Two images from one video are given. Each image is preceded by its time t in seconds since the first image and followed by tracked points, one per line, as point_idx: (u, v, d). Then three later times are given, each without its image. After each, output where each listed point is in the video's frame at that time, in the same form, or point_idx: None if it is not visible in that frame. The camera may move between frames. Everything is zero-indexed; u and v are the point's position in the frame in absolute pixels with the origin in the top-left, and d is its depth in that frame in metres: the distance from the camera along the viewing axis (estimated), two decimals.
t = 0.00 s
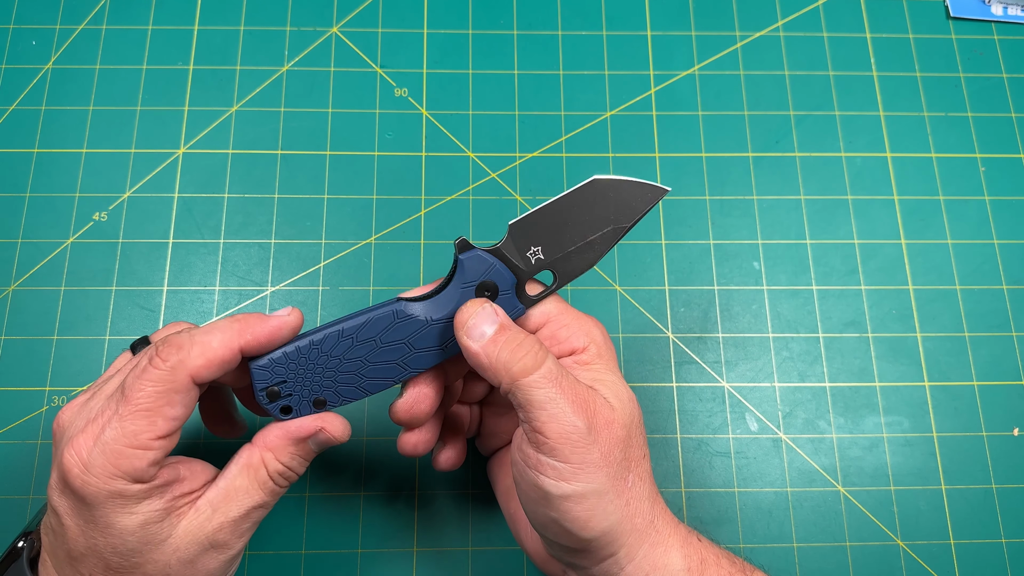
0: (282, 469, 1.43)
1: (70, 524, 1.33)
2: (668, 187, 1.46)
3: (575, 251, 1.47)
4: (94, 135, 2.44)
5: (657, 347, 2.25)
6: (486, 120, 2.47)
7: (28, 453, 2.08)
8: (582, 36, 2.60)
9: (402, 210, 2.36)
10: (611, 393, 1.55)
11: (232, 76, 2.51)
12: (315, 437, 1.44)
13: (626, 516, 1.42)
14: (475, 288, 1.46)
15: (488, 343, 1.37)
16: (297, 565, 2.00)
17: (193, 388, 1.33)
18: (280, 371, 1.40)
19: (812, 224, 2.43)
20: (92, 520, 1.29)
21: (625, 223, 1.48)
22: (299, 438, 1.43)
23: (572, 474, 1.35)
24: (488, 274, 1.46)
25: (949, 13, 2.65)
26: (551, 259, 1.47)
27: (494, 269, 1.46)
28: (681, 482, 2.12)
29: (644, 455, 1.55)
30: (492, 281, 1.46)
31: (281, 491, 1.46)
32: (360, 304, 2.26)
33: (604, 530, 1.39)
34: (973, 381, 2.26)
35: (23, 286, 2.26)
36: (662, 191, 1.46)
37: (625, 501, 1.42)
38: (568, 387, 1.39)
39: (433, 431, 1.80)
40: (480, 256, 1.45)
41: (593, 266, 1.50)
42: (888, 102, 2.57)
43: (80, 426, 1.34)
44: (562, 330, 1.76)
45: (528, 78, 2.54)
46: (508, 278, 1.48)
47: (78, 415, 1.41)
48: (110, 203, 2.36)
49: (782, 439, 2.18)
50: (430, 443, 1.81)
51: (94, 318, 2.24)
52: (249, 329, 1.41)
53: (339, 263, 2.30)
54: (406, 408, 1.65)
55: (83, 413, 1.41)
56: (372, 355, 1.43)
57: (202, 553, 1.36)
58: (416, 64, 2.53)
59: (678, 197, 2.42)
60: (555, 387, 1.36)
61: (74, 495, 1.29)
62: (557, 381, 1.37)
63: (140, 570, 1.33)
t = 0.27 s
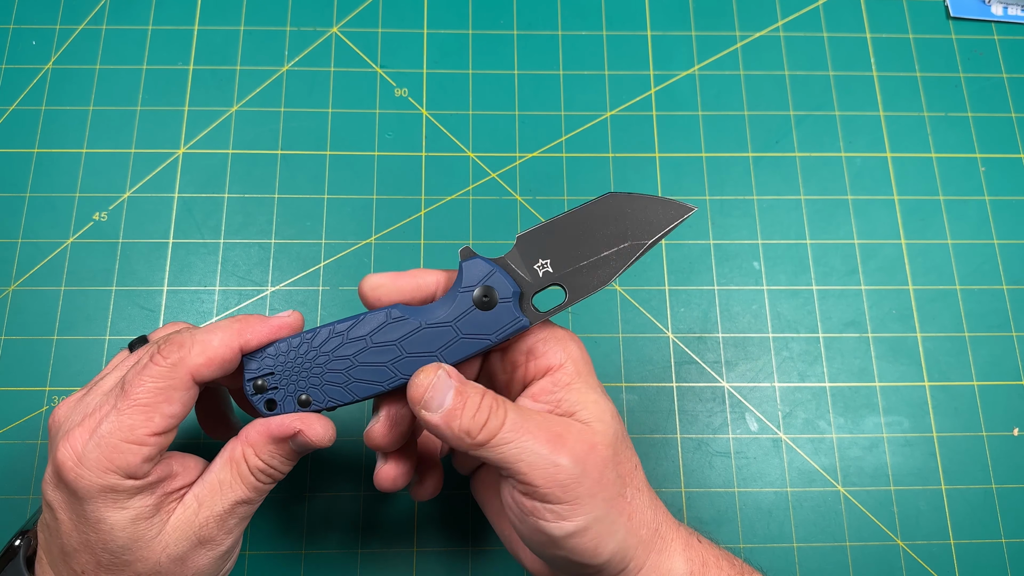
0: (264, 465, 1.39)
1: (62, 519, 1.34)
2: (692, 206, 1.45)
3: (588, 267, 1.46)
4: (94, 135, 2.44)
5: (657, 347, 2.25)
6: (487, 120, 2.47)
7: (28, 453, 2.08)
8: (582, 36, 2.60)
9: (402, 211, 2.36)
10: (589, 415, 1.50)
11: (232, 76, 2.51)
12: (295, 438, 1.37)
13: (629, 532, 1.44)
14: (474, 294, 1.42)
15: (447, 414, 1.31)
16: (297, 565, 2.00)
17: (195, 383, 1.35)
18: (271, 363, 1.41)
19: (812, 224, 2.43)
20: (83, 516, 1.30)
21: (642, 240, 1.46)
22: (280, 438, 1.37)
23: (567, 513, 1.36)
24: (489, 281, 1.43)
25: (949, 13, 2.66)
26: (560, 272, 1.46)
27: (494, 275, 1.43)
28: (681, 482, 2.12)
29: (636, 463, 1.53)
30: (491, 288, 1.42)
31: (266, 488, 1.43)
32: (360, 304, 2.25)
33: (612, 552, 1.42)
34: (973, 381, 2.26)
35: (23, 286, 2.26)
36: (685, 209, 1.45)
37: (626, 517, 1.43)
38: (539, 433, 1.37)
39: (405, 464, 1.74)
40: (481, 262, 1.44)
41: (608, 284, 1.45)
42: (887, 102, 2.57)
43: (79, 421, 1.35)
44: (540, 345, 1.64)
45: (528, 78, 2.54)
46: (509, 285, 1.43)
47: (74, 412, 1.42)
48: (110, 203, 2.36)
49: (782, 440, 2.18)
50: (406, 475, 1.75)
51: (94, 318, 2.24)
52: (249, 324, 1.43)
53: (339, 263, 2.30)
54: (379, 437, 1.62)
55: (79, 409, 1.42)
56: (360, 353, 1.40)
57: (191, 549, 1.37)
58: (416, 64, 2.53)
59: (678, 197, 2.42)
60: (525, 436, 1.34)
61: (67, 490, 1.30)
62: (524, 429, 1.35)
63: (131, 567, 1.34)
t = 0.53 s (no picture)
0: (291, 480, 1.39)
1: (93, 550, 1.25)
2: (686, 198, 1.44)
3: (580, 265, 1.45)
4: (94, 135, 2.44)
5: (657, 347, 2.25)
6: (487, 120, 2.47)
7: (28, 454, 2.08)
8: (582, 36, 2.60)
9: (402, 211, 2.36)
10: (572, 419, 1.52)
11: (232, 76, 2.51)
12: (315, 439, 1.39)
13: (614, 535, 1.44)
14: (463, 296, 1.42)
15: (429, 419, 1.32)
16: (297, 565, 1.99)
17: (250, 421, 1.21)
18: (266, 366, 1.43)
19: (812, 223, 2.43)
20: (119, 548, 1.23)
21: (635, 236, 1.45)
22: (300, 443, 1.39)
23: (542, 514, 1.38)
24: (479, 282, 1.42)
25: (949, 13, 2.65)
26: (551, 271, 1.45)
27: (483, 276, 1.43)
28: (681, 482, 2.12)
29: (624, 466, 1.53)
30: (480, 289, 1.42)
31: (295, 500, 1.43)
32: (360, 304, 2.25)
33: (593, 555, 1.43)
34: (973, 381, 2.26)
35: (23, 286, 2.26)
36: (679, 202, 1.45)
37: (609, 520, 1.43)
38: (514, 434, 1.38)
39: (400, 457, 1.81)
40: (469, 264, 1.44)
41: (600, 282, 1.45)
42: (888, 102, 2.57)
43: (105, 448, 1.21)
44: (531, 350, 1.66)
45: (528, 78, 2.54)
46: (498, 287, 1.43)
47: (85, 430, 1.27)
48: (110, 203, 2.36)
49: (782, 439, 2.18)
50: (400, 468, 1.81)
51: (94, 318, 2.24)
52: (300, 346, 1.25)
53: (339, 263, 2.30)
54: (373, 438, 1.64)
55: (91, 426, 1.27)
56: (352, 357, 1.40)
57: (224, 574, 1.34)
58: (416, 64, 2.53)
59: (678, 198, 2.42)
60: (501, 437, 1.36)
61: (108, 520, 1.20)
62: (501, 434, 1.37)
63: None
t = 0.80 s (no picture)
0: (330, 500, 1.51)
1: None
2: (687, 201, 1.44)
3: (579, 266, 1.45)
4: (94, 135, 2.44)
5: (657, 347, 2.25)
6: (486, 120, 2.47)
7: (28, 454, 2.08)
8: (582, 36, 2.60)
9: (402, 211, 2.36)
10: (571, 419, 1.51)
11: (232, 75, 2.51)
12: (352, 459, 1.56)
13: (611, 534, 1.43)
14: (461, 299, 1.41)
15: (431, 424, 1.32)
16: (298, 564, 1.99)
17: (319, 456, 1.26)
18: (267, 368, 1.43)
19: (812, 223, 2.43)
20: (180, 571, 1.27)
21: (634, 237, 1.45)
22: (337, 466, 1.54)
23: (538, 513, 1.38)
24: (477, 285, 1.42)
25: (949, 13, 2.65)
26: (550, 273, 1.45)
27: (482, 279, 1.42)
28: (681, 483, 2.12)
29: (623, 465, 1.52)
30: (479, 292, 1.41)
31: (329, 524, 1.54)
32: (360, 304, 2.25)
33: (591, 553, 1.43)
34: (973, 381, 2.26)
35: (23, 286, 2.26)
36: (679, 205, 1.45)
37: (606, 519, 1.43)
38: (510, 434, 1.39)
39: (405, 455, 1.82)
40: (468, 267, 1.43)
41: (599, 284, 1.44)
42: (888, 102, 2.57)
43: (173, 482, 1.24)
44: (531, 350, 1.65)
45: (528, 78, 2.54)
46: (496, 290, 1.42)
47: (139, 461, 1.27)
48: (110, 203, 2.36)
49: (782, 440, 2.17)
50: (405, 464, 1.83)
51: (94, 318, 2.24)
52: (359, 376, 1.26)
53: (339, 263, 2.30)
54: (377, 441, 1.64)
55: (146, 457, 1.27)
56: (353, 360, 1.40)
57: None
58: (416, 64, 2.53)
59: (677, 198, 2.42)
60: (497, 438, 1.37)
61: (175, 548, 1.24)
62: (499, 434, 1.37)
63: None
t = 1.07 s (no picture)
0: (312, 499, 1.40)
1: None
2: (688, 202, 1.44)
3: (577, 268, 1.45)
4: (94, 135, 2.44)
5: (657, 347, 2.25)
6: (486, 120, 2.47)
7: (28, 454, 2.07)
8: (582, 36, 2.60)
9: (402, 210, 2.36)
10: (570, 416, 1.52)
11: (232, 75, 2.51)
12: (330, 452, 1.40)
13: (614, 531, 1.44)
14: (459, 300, 1.41)
15: (432, 423, 1.31)
16: (297, 565, 1.99)
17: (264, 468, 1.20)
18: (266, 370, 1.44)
19: (812, 223, 2.43)
20: None
21: (633, 239, 1.45)
22: (317, 461, 1.39)
23: (543, 512, 1.37)
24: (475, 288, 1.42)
25: (949, 13, 2.65)
26: (548, 274, 1.45)
27: (480, 281, 1.42)
28: (681, 482, 2.12)
29: (622, 462, 1.53)
30: (477, 294, 1.41)
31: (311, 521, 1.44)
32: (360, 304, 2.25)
33: (594, 551, 1.42)
34: (973, 381, 2.26)
35: (23, 286, 2.25)
36: (680, 205, 1.44)
37: (609, 516, 1.43)
38: (512, 433, 1.38)
39: (400, 457, 1.84)
40: (467, 268, 1.43)
41: (598, 285, 1.44)
42: (888, 102, 2.57)
43: (109, 493, 1.21)
44: (527, 351, 1.65)
45: (528, 78, 2.54)
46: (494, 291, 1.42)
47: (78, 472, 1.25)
48: (110, 203, 2.36)
49: (782, 439, 2.17)
50: (400, 467, 1.85)
51: (94, 318, 2.24)
52: (309, 393, 1.27)
53: (339, 263, 2.30)
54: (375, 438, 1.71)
55: (83, 468, 1.24)
56: (351, 362, 1.40)
57: None
58: (416, 64, 2.53)
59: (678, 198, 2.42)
60: (500, 436, 1.36)
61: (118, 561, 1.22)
62: (502, 432, 1.37)
63: None
